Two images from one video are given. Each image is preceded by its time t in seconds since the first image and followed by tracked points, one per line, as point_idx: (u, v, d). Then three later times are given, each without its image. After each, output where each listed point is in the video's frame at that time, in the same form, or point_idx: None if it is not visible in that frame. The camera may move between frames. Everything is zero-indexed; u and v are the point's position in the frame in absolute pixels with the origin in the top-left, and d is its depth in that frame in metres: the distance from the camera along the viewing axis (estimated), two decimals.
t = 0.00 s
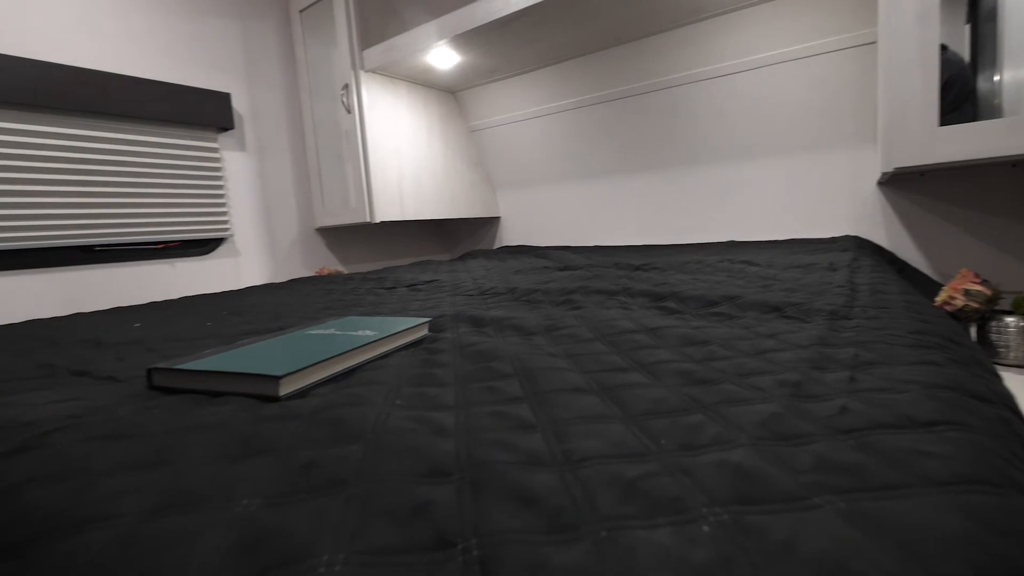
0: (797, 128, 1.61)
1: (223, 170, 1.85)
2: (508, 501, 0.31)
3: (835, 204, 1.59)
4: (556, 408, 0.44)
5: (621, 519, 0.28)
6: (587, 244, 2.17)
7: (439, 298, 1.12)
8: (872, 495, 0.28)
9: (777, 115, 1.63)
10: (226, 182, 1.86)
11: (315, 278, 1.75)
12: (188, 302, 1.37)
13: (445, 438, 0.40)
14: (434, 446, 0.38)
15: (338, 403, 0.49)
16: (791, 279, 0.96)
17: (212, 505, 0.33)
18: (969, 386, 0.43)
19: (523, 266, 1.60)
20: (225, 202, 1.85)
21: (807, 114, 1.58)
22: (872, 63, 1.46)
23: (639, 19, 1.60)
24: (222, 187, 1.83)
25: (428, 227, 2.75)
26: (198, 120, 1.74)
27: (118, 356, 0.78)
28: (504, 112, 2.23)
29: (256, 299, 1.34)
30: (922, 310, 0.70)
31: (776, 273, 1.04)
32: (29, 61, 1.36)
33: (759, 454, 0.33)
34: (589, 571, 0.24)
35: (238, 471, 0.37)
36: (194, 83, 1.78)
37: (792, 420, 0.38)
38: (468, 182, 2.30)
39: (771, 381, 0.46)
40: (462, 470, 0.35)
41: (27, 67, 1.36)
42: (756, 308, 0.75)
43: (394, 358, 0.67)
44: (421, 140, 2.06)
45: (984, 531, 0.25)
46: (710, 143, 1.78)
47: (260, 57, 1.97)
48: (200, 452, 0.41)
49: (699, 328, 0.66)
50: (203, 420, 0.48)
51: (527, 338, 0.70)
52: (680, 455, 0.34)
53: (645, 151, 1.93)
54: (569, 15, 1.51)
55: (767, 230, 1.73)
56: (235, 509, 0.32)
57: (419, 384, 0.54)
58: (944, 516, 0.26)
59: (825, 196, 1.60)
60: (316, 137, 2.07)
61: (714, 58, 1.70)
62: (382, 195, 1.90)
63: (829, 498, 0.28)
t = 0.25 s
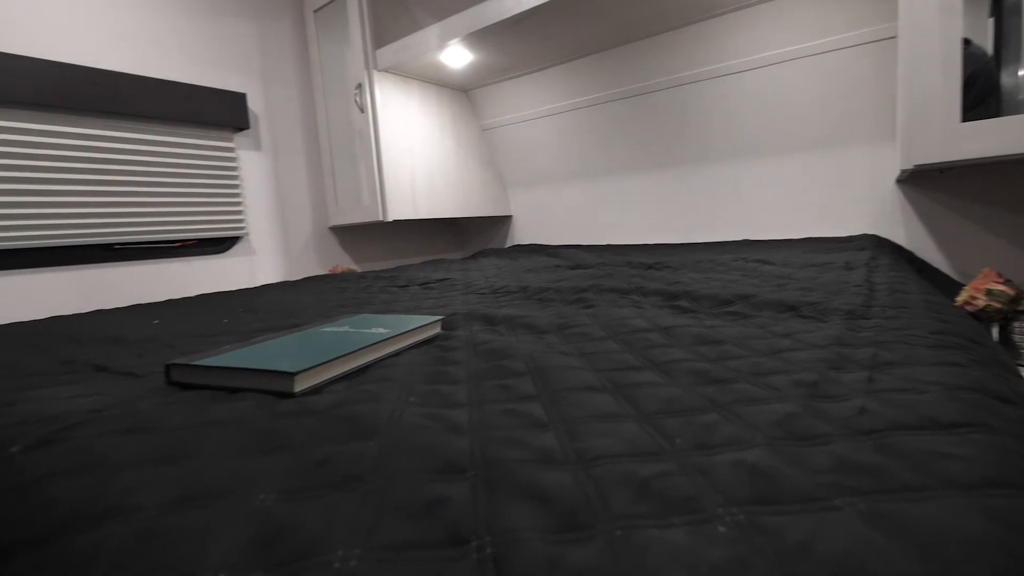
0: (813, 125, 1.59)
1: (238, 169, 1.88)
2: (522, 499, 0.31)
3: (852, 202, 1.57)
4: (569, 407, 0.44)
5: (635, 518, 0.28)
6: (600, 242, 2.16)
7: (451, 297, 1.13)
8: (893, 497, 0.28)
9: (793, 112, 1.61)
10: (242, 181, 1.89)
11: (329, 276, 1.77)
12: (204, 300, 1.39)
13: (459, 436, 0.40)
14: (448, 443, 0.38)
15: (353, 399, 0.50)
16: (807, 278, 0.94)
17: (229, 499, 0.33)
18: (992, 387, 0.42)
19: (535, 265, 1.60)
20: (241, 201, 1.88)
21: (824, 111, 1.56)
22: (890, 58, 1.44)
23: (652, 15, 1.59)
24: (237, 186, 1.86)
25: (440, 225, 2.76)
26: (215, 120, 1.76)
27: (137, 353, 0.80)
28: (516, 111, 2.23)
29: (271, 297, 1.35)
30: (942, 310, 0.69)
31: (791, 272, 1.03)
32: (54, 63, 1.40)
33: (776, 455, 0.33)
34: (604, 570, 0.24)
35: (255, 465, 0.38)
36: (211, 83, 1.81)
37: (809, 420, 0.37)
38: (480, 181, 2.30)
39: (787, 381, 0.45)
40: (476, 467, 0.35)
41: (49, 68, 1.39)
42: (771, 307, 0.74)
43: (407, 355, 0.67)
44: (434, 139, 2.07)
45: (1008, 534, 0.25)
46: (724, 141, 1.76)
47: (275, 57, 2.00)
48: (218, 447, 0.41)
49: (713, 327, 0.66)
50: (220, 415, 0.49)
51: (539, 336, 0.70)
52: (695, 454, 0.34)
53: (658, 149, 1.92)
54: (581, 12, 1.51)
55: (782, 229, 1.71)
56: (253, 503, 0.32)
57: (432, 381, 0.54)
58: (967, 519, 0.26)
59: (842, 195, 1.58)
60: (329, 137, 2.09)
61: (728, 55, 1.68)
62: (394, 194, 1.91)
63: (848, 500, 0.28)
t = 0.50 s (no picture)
0: (831, 121, 1.56)
1: (253, 169, 1.90)
2: (536, 497, 0.31)
3: (870, 200, 1.54)
4: (581, 405, 0.44)
5: (650, 517, 0.28)
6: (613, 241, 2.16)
7: (464, 295, 1.13)
8: (912, 498, 0.27)
9: (809, 108, 1.59)
10: (257, 181, 1.91)
11: (342, 275, 1.78)
12: (220, 297, 1.41)
13: (472, 433, 0.40)
14: (461, 440, 0.39)
15: (366, 396, 0.50)
16: (824, 276, 0.93)
17: (246, 494, 0.34)
18: (1015, 387, 0.41)
19: (547, 263, 1.60)
20: (256, 201, 1.91)
21: (841, 107, 1.54)
22: (911, 52, 1.41)
23: (665, 12, 1.58)
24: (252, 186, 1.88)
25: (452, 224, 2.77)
26: (230, 120, 1.79)
27: (155, 349, 0.81)
28: (529, 109, 2.23)
29: (285, 295, 1.37)
30: (964, 309, 0.67)
31: (808, 270, 1.01)
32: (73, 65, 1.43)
33: (792, 454, 0.32)
34: (618, 568, 0.24)
35: (271, 460, 0.38)
36: (227, 84, 1.84)
37: (826, 420, 0.37)
38: (492, 179, 2.30)
39: (804, 380, 0.45)
40: (489, 464, 0.35)
41: (71, 71, 1.43)
42: (787, 306, 0.73)
43: (420, 353, 0.67)
44: (447, 137, 2.08)
45: None
46: (739, 138, 1.74)
47: (291, 58, 2.02)
48: (235, 442, 0.42)
49: (728, 326, 0.65)
50: (237, 411, 0.49)
51: (552, 334, 0.70)
52: (710, 454, 0.34)
53: (672, 146, 1.90)
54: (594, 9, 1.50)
55: (798, 227, 1.69)
56: (269, 498, 0.33)
57: (445, 379, 0.55)
58: (990, 522, 0.25)
59: (859, 192, 1.56)
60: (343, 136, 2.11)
61: (743, 51, 1.66)
62: (407, 192, 1.92)
63: (867, 501, 0.28)
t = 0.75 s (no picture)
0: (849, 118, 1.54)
1: (269, 168, 1.93)
2: (548, 494, 0.31)
3: (889, 198, 1.52)
4: (594, 403, 0.44)
5: (663, 516, 0.28)
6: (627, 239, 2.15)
7: (476, 293, 1.13)
8: (933, 500, 0.27)
9: (827, 105, 1.57)
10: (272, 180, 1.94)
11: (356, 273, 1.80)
12: (236, 295, 1.43)
13: (484, 430, 0.40)
14: (473, 437, 0.39)
15: (380, 392, 0.51)
16: (841, 275, 0.92)
17: (262, 487, 0.34)
18: None
19: (559, 262, 1.59)
20: (271, 200, 1.93)
21: (859, 104, 1.51)
22: (933, 47, 1.38)
23: (679, 8, 1.56)
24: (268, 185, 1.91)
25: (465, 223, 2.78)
26: (245, 120, 1.81)
27: (173, 346, 0.83)
28: (541, 108, 2.22)
29: (300, 293, 1.39)
30: (987, 308, 0.66)
31: (825, 269, 1.00)
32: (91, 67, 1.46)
33: (809, 454, 0.32)
34: (632, 565, 0.24)
35: (287, 455, 0.39)
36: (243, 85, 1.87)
37: (844, 420, 0.36)
38: (504, 178, 2.31)
39: (820, 380, 0.44)
40: (501, 461, 0.35)
41: (92, 73, 1.46)
42: (803, 305, 0.72)
43: (432, 350, 0.68)
44: (460, 137, 2.09)
45: None
46: (754, 136, 1.73)
47: (306, 58, 2.04)
48: (251, 436, 0.43)
49: (742, 325, 0.65)
50: (253, 406, 0.50)
51: (564, 332, 0.70)
52: (725, 452, 0.33)
53: (686, 144, 1.89)
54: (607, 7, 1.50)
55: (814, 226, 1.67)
56: (284, 491, 0.33)
57: (458, 376, 0.55)
58: (1014, 524, 0.25)
59: (878, 190, 1.53)
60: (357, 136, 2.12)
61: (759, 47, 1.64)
62: (420, 191, 1.93)
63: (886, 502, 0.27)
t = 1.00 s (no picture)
0: (867, 114, 1.51)
1: (283, 169, 1.95)
2: (562, 493, 0.31)
3: (909, 195, 1.49)
4: (608, 401, 0.44)
5: (679, 516, 0.27)
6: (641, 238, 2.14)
7: (489, 292, 1.14)
8: (958, 503, 0.26)
9: (845, 101, 1.54)
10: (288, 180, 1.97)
11: (370, 271, 1.81)
12: (252, 293, 1.46)
13: (498, 428, 0.40)
14: (487, 435, 0.39)
15: (394, 390, 0.51)
16: (860, 274, 0.90)
17: (279, 483, 0.35)
18: None
19: (572, 261, 1.59)
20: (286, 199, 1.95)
21: (878, 100, 1.48)
22: (956, 41, 1.35)
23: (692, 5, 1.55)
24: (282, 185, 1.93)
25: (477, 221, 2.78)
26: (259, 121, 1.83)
27: (191, 343, 0.84)
28: (554, 106, 2.22)
29: (314, 291, 1.40)
30: (1012, 307, 0.64)
31: (843, 267, 0.98)
32: (114, 69, 1.50)
33: (828, 455, 0.31)
34: (648, 565, 0.24)
35: (303, 452, 0.39)
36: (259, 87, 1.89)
37: (864, 420, 0.36)
38: (517, 177, 2.30)
39: (839, 379, 0.43)
40: (515, 459, 0.35)
41: (111, 76, 1.49)
42: (821, 304, 0.71)
43: (445, 348, 0.68)
44: (472, 136, 2.09)
45: None
46: (769, 133, 1.70)
47: (320, 59, 2.06)
48: (268, 433, 0.43)
49: (758, 324, 0.64)
50: (269, 403, 0.51)
51: (577, 331, 0.70)
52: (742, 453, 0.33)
53: (700, 142, 1.87)
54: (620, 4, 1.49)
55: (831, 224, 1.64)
56: (301, 488, 0.34)
57: (471, 374, 0.55)
58: None
59: (898, 187, 1.50)
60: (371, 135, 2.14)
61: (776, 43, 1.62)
62: (433, 190, 1.93)
63: (909, 504, 0.27)
